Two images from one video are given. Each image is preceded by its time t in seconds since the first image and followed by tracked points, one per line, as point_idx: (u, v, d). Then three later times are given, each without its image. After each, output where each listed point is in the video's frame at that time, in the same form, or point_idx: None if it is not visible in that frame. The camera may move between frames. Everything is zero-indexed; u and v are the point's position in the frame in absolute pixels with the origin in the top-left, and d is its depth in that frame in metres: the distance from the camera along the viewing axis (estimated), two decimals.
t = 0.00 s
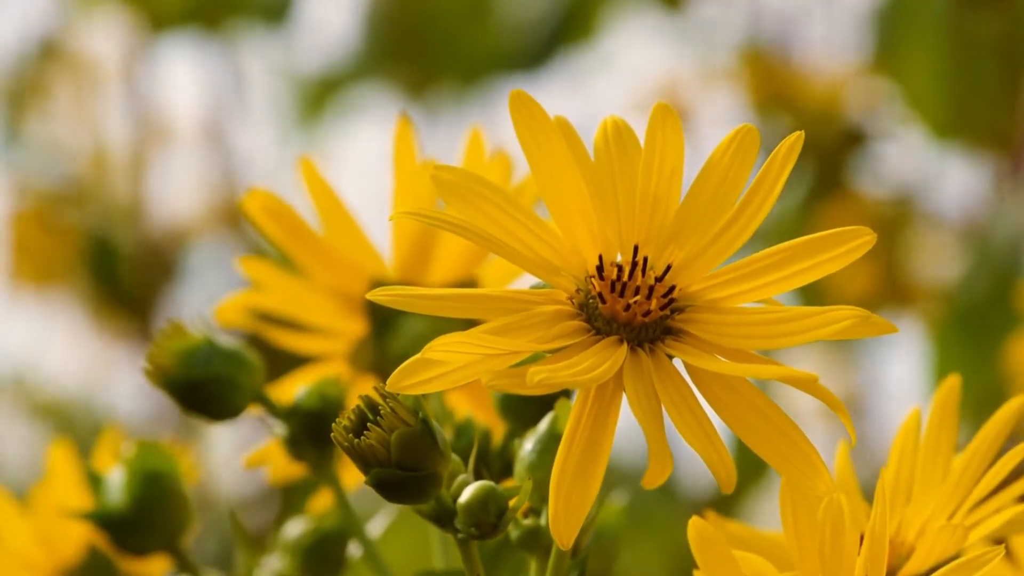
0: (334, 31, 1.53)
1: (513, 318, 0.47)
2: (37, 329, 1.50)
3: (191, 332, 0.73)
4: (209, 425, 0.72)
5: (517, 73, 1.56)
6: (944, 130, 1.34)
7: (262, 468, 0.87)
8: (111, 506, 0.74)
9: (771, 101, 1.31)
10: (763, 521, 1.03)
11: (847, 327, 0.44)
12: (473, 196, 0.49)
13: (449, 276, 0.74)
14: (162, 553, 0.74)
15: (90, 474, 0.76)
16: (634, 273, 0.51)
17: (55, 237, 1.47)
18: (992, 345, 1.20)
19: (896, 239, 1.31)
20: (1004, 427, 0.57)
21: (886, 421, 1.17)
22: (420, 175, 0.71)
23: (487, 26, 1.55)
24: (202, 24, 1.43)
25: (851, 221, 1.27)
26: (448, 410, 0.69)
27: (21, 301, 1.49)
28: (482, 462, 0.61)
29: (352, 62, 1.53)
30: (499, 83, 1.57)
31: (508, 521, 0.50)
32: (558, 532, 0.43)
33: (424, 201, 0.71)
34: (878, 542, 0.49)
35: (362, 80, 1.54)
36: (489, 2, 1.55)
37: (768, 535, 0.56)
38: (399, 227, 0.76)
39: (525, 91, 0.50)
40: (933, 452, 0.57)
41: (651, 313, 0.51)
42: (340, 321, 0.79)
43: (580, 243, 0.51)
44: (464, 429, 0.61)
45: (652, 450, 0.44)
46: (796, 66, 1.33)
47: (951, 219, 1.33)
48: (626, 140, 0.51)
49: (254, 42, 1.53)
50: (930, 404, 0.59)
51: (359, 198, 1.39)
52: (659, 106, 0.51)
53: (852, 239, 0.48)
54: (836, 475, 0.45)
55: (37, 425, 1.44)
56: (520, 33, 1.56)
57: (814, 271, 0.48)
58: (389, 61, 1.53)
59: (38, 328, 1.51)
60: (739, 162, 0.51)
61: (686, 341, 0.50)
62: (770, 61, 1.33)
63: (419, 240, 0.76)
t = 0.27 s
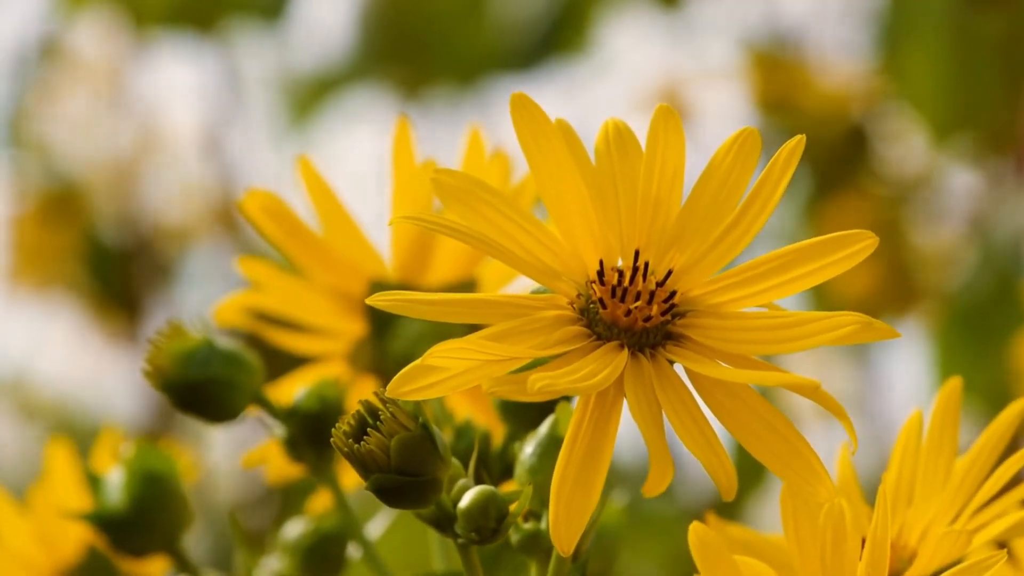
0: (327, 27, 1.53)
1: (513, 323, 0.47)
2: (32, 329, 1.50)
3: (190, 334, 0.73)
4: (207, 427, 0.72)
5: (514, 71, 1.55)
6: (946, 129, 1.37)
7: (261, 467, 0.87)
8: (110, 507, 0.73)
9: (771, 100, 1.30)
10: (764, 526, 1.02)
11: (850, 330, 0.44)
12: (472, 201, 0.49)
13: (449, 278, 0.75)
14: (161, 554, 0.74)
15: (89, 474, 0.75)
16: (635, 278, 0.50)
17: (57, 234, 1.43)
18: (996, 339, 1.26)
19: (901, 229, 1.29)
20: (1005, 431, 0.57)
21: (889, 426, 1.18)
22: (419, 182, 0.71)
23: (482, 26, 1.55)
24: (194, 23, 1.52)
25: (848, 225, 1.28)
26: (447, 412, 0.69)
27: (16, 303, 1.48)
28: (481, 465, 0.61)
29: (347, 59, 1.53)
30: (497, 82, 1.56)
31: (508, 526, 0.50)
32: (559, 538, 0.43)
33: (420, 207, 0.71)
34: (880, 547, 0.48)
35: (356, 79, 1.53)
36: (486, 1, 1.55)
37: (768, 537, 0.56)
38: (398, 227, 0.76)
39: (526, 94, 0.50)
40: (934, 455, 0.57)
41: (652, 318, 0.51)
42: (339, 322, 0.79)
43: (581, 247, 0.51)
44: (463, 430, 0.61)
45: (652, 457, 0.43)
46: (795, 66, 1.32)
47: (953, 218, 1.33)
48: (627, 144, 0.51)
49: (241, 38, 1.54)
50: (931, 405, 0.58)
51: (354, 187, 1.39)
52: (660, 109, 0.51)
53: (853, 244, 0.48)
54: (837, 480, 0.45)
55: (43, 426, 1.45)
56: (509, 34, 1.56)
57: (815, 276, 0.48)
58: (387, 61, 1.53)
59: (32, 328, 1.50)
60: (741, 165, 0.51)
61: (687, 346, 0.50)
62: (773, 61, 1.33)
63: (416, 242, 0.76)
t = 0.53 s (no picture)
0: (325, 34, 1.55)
1: (513, 326, 0.47)
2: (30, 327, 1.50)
3: (188, 335, 0.73)
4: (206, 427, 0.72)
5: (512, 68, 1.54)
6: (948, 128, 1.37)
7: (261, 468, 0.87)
8: (109, 507, 0.73)
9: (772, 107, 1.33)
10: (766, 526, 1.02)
11: (849, 335, 0.44)
12: (473, 202, 0.49)
13: (447, 279, 0.76)
14: (161, 554, 0.74)
15: (89, 475, 0.75)
16: (635, 280, 0.50)
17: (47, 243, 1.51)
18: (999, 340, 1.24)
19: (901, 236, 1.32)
20: (1011, 427, 0.57)
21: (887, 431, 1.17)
22: (419, 185, 0.71)
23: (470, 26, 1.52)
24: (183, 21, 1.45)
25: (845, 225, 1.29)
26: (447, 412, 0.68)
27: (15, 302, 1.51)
28: (482, 466, 0.61)
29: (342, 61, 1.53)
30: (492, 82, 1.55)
31: (509, 528, 0.50)
32: (560, 540, 0.43)
33: (419, 208, 0.71)
34: (882, 547, 0.48)
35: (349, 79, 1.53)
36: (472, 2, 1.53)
37: (770, 538, 0.56)
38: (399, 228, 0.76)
39: (526, 95, 0.50)
40: (937, 456, 0.56)
41: (652, 321, 0.50)
42: (337, 322, 0.78)
43: (581, 249, 0.51)
44: (464, 431, 0.61)
45: (653, 460, 0.43)
46: (792, 68, 1.34)
47: (946, 216, 1.37)
48: (627, 144, 0.51)
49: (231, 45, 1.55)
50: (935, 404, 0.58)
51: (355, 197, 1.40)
52: (661, 110, 0.51)
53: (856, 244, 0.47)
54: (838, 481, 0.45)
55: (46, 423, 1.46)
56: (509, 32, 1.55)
57: (817, 278, 0.48)
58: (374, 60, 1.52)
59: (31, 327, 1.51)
60: (741, 166, 0.51)
61: (687, 348, 0.50)
62: (774, 66, 1.35)
63: (415, 244, 0.76)
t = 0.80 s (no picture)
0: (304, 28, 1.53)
1: (515, 322, 0.47)
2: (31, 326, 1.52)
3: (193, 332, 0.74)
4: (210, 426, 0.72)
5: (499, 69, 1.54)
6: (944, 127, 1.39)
7: (263, 466, 0.87)
8: (113, 506, 0.74)
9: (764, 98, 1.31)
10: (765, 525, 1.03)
11: (850, 331, 0.44)
12: (475, 198, 0.49)
13: (449, 279, 0.75)
14: (164, 553, 0.74)
15: (92, 474, 0.76)
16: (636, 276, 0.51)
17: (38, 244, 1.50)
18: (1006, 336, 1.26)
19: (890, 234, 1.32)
20: (1007, 430, 0.57)
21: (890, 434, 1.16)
22: (422, 182, 0.71)
23: (451, 28, 1.49)
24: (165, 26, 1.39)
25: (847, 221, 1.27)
26: (449, 410, 0.69)
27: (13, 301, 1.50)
28: (484, 462, 0.61)
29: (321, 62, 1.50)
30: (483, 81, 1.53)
31: (511, 523, 0.51)
32: (560, 534, 0.44)
33: (422, 205, 0.71)
34: (882, 544, 0.48)
35: (332, 80, 1.51)
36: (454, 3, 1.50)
37: (771, 534, 0.56)
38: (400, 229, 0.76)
39: (527, 91, 0.50)
40: (939, 455, 0.57)
41: (654, 317, 0.50)
42: (339, 321, 0.79)
43: (583, 245, 0.51)
44: (466, 428, 0.61)
45: (655, 455, 0.44)
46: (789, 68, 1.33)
47: (942, 213, 1.36)
48: (629, 140, 0.51)
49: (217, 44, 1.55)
50: (935, 404, 0.58)
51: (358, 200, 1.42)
52: (663, 107, 0.51)
53: (857, 240, 0.48)
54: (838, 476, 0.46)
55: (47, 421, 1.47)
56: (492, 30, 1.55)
57: (818, 274, 0.48)
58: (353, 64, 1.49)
59: (32, 326, 1.52)
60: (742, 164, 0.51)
61: (689, 344, 0.50)
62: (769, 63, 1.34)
63: (418, 243, 0.76)
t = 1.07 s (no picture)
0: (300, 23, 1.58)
1: (518, 312, 0.47)
2: (28, 325, 1.49)
3: (198, 329, 0.74)
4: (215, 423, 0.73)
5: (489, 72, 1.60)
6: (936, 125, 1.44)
7: (267, 464, 0.88)
8: (117, 504, 0.74)
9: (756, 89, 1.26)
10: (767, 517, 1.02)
11: (849, 320, 0.45)
12: (478, 190, 0.49)
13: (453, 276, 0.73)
14: (168, 550, 0.74)
15: (96, 472, 0.76)
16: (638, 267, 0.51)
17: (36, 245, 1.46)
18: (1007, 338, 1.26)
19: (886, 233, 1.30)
20: (1009, 421, 0.57)
21: (895, 432, 1.14)
22: (426, 175, 0.72)
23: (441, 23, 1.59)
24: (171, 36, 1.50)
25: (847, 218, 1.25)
26: (453, 407, 0.69)
27: (9, 300, 1.47)
28: (486, 456, 0.61)
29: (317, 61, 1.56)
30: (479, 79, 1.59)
31: (513, 513, 0.51)
32: (564, 523, 0.44)
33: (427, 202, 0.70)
34: (882, 536, 0.48)
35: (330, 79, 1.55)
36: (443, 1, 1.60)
37: (773, 529, 0.56)
38: (405, 222, 0.74)
39: (529, 85, 0.51)
40: (940, 450, 0.57)
41: (656, 307, 0.51)
42: (344, 320, 0.79)
43: (585, 237, 0.51)
44: (469, 424, 0.62)
45: (657, 444, 0.44)
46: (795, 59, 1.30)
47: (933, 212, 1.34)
48: (630, 136, 0.52)
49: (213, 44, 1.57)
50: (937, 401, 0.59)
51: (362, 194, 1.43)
52: (663, 101, 0.52)
53: (856, 233, 0.48)
54: (838, 465, 0.46)
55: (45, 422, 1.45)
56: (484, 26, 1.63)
57: (817, 265, 0.49)
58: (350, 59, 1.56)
59: (31, 326, 1.50)
60: (742, 158, 0.52)
61: (690, 334, 0.50)
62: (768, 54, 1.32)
63: (423, 240, 0.74)
